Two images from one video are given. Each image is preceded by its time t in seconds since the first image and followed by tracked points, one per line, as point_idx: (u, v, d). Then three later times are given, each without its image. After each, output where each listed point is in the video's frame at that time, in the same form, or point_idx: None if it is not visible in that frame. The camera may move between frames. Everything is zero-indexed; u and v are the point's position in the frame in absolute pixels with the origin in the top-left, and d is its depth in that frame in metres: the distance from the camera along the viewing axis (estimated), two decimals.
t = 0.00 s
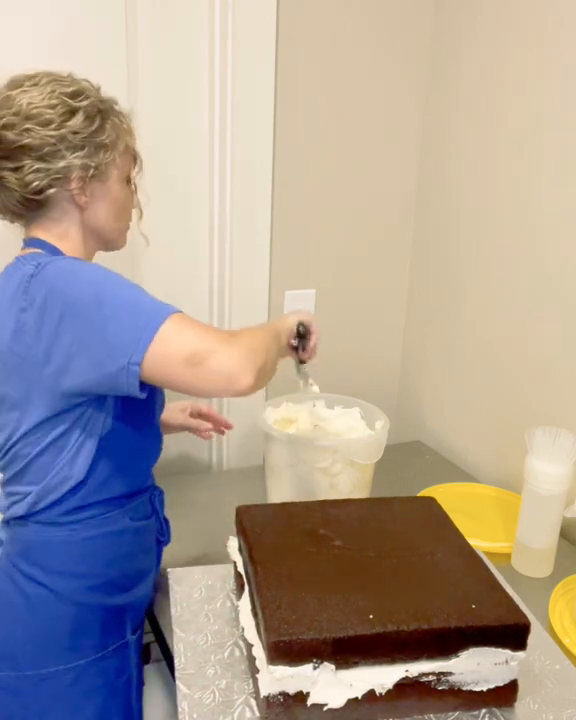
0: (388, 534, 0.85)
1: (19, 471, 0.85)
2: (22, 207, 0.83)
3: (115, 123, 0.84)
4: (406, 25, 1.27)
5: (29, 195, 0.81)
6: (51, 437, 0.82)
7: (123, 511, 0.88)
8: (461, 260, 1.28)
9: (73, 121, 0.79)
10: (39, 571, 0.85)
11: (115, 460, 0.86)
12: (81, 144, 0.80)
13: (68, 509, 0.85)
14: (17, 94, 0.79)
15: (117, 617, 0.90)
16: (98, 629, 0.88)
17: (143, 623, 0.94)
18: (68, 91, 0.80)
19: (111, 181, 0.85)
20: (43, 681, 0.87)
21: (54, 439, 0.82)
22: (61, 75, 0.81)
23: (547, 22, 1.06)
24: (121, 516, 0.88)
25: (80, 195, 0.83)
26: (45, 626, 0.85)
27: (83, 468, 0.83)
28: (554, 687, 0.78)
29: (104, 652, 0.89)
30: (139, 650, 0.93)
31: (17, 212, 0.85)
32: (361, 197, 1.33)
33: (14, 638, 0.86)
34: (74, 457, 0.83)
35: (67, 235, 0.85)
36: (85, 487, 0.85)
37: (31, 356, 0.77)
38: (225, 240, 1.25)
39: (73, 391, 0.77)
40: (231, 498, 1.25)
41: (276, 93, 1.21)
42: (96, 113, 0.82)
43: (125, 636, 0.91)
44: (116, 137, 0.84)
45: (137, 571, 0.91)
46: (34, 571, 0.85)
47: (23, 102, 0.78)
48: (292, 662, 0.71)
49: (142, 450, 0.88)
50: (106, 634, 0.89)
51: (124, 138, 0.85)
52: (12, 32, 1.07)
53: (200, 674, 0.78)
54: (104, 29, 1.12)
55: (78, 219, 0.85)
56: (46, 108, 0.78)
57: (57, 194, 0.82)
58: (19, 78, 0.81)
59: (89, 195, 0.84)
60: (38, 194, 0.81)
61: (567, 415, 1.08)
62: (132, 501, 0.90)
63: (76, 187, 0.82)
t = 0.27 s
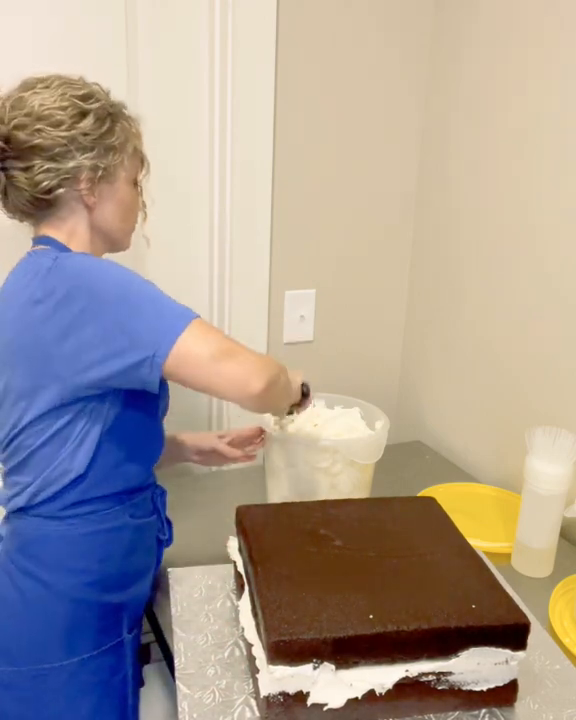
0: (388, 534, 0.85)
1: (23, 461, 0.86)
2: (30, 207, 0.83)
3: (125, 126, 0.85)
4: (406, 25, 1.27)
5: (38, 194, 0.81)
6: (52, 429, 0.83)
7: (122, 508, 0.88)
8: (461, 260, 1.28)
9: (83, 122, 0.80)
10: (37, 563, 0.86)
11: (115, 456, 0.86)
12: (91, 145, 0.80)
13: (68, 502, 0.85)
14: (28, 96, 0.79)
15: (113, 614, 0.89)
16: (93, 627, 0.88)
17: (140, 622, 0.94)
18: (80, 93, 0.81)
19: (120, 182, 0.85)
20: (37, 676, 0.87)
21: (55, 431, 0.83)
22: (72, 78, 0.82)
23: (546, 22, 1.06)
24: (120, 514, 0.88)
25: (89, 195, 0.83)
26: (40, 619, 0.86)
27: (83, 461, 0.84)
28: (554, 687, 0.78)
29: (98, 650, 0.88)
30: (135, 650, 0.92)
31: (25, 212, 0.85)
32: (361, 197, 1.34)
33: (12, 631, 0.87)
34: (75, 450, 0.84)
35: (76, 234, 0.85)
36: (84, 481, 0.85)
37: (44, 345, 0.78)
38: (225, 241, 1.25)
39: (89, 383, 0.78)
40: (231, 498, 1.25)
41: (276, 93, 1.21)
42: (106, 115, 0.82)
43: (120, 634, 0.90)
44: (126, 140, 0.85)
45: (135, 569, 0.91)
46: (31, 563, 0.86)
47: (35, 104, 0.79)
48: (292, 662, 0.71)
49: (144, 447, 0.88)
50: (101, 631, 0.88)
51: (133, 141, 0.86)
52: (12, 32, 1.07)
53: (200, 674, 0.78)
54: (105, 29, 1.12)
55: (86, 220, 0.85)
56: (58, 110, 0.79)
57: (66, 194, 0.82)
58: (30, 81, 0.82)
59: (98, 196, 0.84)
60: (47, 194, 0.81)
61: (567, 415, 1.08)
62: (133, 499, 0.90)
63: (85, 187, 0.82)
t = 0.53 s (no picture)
0: (388, 533, 0.85)
1: (19, 459, 0.86)
2: (32, 206, 0.83)
3: (127, 127, 0.85)
4: (406, 25, 1.27)
5: (40, 194, 0.81)
6: (48, 428, 0.83)
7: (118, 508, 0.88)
8: (461, 260, 1.28)
9: (85, 123, 0.79)
10: (33, 562, 0.86)
11: (112, 457, 0.86)
12: (93, 145, 0.80)
13: (63, 502, 0.85)
14: (31, 97, 0.79)
15: (108, 615, 0.89)
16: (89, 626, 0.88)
17: (136, 622, 0.94)
18: (82, 94, 0.81)
19: (121, 183, 0.85)
20: (31, 675, 0.87)
21: (51, 430, 0.83)
22: (74, 79, 0.82)
23: (546, 22, 1.06)
24: (116, 514, 0.88)
25: (91, 195, 0.83)
26: (36, 618, 0.86)
27: (79, 462, 0.83)
28: (554, 687, 0.78)
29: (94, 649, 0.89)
30: (132, 650, 0.93)
31: (27, 211, 0.85)
32: (361, 197, 1.34)
33: (9, 628, 0.87)
34: (71, 450, 0.83)
35: (77, 234, 0.85)
36: (80, 481, 0.85)
37: (39, 342, 0.78)
38: (225, 241, 1.25)
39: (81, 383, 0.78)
40: (231, 498, 1.25)
41: (276, 93, 1.21)
42: (108, 116, 0.82)
43: (116, 634, 0.90)
44: (127, 141, 0.85)
45: (131, 570, 0.90)
46: (26, 562, 0.86)
47: (38, 104, 0.79)
48: (292, 662, 0.71)
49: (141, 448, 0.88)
50: (96, 631, 0.88)
51: (134, 142, 0.86)
52: (13, 32, 1.08)
53: (200, 674, 0.78)
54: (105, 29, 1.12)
55: (88, 219, 0.85)
56: (60, 110, 0.79)
57: (67, 194, 0.82)
58: (33, 82, 0.82)
59: (99, 196, 0.84)
60: (49, 194, 0.81)
61: (567, 415, 1.08)
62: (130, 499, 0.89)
63: (87, 187, 0.82)
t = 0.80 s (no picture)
0: (388, 534, 0.85)
1: (11, 462, 0.86)
2: (34, 208, 0.83)
3: (124, 124, 0.85)
4: (406, 25, 1.27)
5: (40, 194, 0.81)
6: (39, 433, 0.83)
7: (110, 514, 0.87)
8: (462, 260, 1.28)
9: (82, 122, 0.79)
10: (25, 565, 0.86)
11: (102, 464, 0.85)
12: (91, 143, 0.80)
13: (53, 508, 0.85)
14: (27, 97, 0.79)
15: (98, 618, 0.90)
16: (79, 630, 0.89)
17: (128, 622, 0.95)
18: (78, 92, 0.81)
19: (121, 180, 0.85)
20: (21, 676, 0.89)
21: (42, 435, 0.83)
22: (70, 77, 0.82)
23: (546, 22, 1.06)
24: (108, 519, 0.87)
25: (91, 194, 0.83)
26: (26, 621, 0.87)
27: (68, 469, 0.83)
28: (554, 687, 0.78)
29: (84, 651, 0.90)
30: (123, 650, 0.94)
31: (29, 213, 0.85)
32: (361, 197, 1.33)
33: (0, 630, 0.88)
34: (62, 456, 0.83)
35: (80, 235, 0.85)
36: (70, 488, 0.84)
37: (29, 346, 0.78)
38: (225, 241, 1.25)
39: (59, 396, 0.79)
40: (231, 498, 1.25)
41: (276, 93, 1.21)
42: (105, 114, 0.82)
43: (106, 635, 0.91)
44: (125, 138, 0.85)
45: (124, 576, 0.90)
46: (17, 566, 0.87)
47: (34, 105, 0.79)
48: (291, 662, 0.71)
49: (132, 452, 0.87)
50: (86, 634, 0.89)
51: (132, 138, 0.86)
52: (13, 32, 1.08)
53: (200, 674, 0.78)
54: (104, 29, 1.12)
55: (89, 219, 0.85)
56: (57, 110, 0.79)
57: (68, 194, 0.82)
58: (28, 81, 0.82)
59: (100, 195, 0.84)
60: (50, 195, 0.81)
61: (567, 415, 1.08)
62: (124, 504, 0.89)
63: (87, 187, 0.82)
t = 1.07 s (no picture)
0: (388, 534, 0.85)
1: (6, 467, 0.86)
2: (28, 211, 0.84)
3: (110, 119, 0.83)
4: (406, 25, 1.27)
5: (29, 197, 0.82)
6: (34, 436, 0.82)
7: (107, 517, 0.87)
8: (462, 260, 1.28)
9: (62, 121, 0.79)
10: (22, 569, 0.86)
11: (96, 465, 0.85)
12: (73, 142, 0.80)
13: (48, 511, 0.85)
14: (11, 101, 0.81)
15: (95, 621, 0.90)
16: (76, 633, 0.89)
17: (126, 625, 0.95)
18: (59, 91, 0.80)
19: (109, 178, 0.84)
20: (18, 679, 0.89)
21: (37, 439, 0.82)
22: (53, 76, 0.82)
23: (546, 22, 1.06)
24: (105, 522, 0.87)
25: (80, 195, 0.83)
26: (23, 623, 0.87)
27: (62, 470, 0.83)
28: (554, 687, 0.78)
29: (80, 653, 0.90)
30: (120, 652, 0.94)
31: (27, 217, 0.86)
32: (361, 197, 1.33)
33: None
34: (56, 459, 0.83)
35: (77, 238, 0.85)
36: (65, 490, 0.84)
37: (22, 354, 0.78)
38: (225, 241, 1.25)
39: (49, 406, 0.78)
40: (231, 498, 1.25)
41: (277, 93, 1.21)
42: (88, 111, 0.81)
43: (102, 638, 0.91)
44: (112, 134, 0.83)
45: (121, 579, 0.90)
46: (14, 569, 0.87)
47: (15, 108, 0.80)
48: (291, 662, 0.71)
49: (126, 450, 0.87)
50: (83, 636, 0.89)
51: (120, 133, 0.84)
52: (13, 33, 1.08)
53: (200, 674, 0.78)
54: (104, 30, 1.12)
55: (82, 220, 0.85)
56: (37, 111, 0.79)
57: (57, 195, 0.83)
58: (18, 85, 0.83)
59: (89, 195, 0.83)
60: (38, 197, 0.82)
61: (567, 415, 1.08)
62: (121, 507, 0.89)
63: (74, 187, 0.82)
